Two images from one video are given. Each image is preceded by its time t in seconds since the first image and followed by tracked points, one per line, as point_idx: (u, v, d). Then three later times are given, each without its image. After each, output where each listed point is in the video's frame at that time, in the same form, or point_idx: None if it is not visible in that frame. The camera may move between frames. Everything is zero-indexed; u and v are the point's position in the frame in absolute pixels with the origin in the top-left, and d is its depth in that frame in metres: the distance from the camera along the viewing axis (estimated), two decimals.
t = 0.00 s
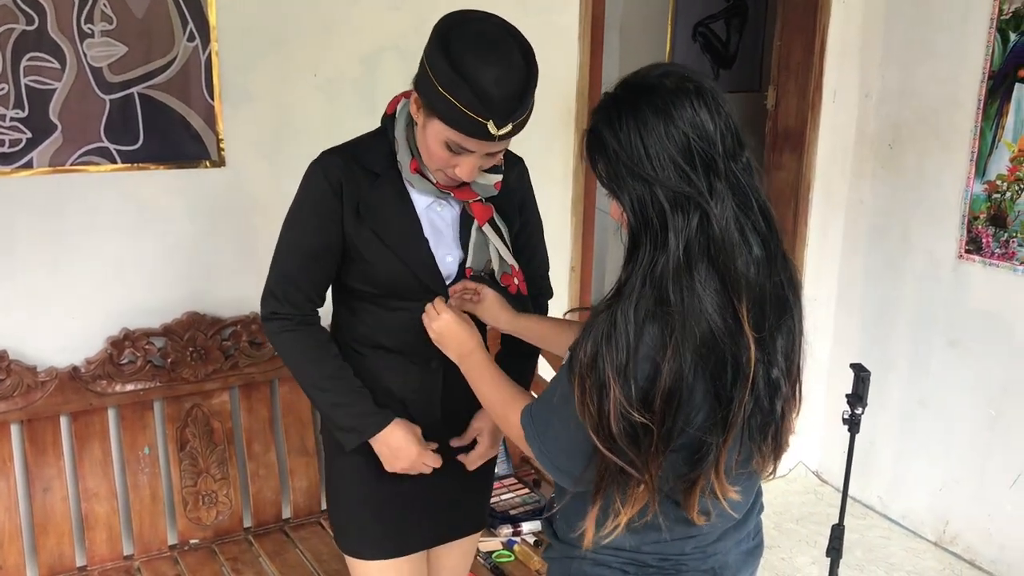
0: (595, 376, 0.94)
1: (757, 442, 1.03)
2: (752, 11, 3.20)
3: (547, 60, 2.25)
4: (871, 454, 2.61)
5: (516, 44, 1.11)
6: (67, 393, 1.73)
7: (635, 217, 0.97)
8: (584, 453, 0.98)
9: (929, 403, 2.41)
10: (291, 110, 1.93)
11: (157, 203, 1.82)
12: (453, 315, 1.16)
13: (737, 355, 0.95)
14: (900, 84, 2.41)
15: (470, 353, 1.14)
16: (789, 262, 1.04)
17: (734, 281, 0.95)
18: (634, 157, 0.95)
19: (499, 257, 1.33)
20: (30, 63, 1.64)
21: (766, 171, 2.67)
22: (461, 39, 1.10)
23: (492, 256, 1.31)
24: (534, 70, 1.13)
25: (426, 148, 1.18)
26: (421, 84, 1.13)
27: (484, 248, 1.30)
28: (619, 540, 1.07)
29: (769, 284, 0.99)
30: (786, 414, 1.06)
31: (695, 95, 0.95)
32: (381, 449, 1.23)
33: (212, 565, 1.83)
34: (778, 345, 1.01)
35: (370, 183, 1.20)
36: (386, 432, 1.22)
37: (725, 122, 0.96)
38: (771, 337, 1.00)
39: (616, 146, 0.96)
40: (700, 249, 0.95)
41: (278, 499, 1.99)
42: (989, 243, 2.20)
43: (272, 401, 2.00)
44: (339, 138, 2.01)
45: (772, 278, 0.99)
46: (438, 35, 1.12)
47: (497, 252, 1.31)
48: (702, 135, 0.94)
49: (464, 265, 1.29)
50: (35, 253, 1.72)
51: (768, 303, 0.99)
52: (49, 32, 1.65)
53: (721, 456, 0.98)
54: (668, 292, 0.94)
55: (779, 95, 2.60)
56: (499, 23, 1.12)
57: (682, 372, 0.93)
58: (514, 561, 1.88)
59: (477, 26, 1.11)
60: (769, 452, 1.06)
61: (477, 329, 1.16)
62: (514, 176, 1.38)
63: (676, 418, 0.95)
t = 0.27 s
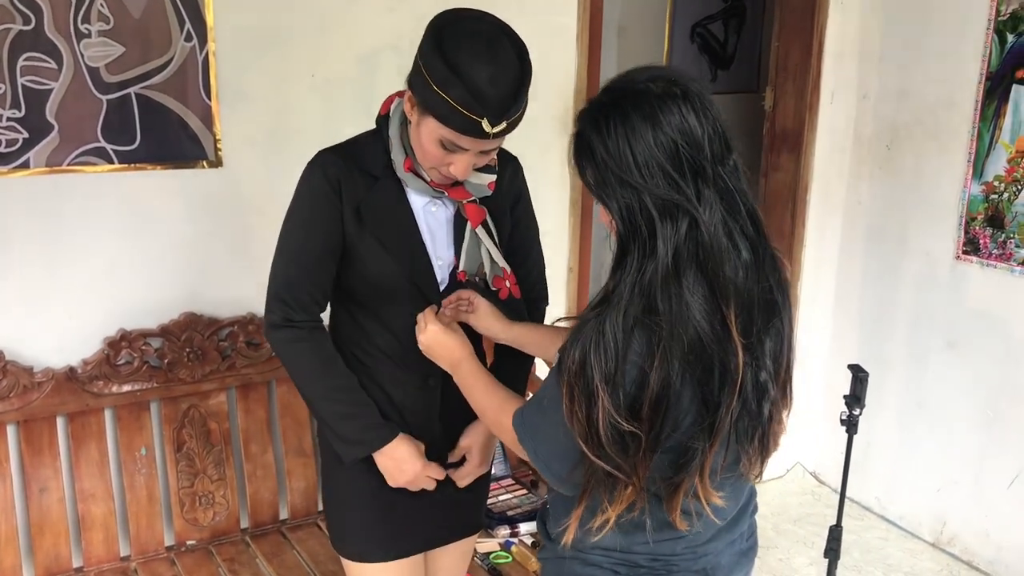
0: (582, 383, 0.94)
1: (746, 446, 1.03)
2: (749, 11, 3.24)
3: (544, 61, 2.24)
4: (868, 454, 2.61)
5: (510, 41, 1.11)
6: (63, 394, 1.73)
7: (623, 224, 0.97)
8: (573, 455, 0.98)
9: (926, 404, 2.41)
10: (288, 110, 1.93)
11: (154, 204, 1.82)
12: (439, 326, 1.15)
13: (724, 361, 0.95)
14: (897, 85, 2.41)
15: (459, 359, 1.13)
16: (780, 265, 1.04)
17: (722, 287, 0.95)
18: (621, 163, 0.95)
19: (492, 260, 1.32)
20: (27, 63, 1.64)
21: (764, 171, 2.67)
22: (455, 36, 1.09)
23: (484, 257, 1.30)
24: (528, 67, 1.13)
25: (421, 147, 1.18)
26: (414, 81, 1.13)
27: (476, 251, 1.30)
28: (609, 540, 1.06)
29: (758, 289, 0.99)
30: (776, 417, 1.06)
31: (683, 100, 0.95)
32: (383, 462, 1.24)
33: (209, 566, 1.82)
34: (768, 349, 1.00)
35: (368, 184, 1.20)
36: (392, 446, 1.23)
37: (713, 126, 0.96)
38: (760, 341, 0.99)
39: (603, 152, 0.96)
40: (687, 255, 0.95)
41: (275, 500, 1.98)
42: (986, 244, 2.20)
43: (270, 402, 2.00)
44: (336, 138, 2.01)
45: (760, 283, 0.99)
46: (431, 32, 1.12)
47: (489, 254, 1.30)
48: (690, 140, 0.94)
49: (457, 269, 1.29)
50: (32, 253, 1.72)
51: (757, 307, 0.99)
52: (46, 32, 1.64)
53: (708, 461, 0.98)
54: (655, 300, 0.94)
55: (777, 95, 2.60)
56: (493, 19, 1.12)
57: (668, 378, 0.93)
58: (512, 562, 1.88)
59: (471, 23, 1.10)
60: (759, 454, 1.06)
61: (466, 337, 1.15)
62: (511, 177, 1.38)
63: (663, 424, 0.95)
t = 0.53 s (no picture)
0: (569, 386, 0.94)
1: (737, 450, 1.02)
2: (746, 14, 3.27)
3: (543, 63, 2.25)
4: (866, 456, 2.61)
5: (505, 39, 1.11)
6: (61, 395, 1.73)
7: (611, 227, 0.97)
8: (561, 457, 0.98)
9: (924, 406, 2.41)
10: (286, 112, 1.93)
11: (152, 205, 1.81)
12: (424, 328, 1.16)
13: (712, 364, 0.95)
14: (896, 87, 2.42)
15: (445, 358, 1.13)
16: (770, 268, 1.03)
17: (710, 289, 0.95)
18: (608, 166, 0.95)
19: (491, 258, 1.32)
20: (25, 64, 1.64)
21: (763, 173, 2.67)
22: (451, 34, 1.10)
23: (483, 256, 1.31)
24: (524, 66, 1.14)
25: (418, 145, 1.18)
26: (411, 79, 1.13)
27: (475, 250, 1.30)
28: (599, 543, 1.06)
29: (746, 291, 0.99)
30: (767, 421, 1.05)
31: (670, 102, 0.95)
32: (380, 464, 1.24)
33: (207, 568, 1.82)
34: (757, 352, 1.00)
35: (364, 183, 1.20)
36: (385, 447, 1.23)
37: (701, 128, 0.96)
38: (749, 345, 0.99)
39: (590, 154, 0.96)
40: (674, 257, 0.95)
41: (273, 502, 1.98)
42: (984, 247, 2.20)
43: (267, 403, 2.00)
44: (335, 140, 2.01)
45: (749, 286, 0.99)
46: (427, 30, 1.12)
47: (487, 252, 1.31)
48: (678, 142, 0.94)
49: (458, 268, 1.29)
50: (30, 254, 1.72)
51: (746, 310, 0.98)
52: (45, 33, 1.64)
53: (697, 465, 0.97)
54: (643, 302, 0.94)
55: (775, 98, 2.59)
56: (490, 18, 1.12)
57: (656, 381, 0.93)
58: (510, 564, 1.87)
59: (467, 21, 1.11)
60: (750, 458, 1.05)
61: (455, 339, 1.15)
62: (509, 180, 1.38)
63: (651, 427, 0.95)
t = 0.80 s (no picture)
0: (561, 384, 0.94)
1: (729, 454, 1.02)
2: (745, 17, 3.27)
3: (542, 65, 2.25)
4: (865, 459, 2.61)
5: (504, 39, 1.11)
6: (59, 396, 1.73)
7: (604, 226, 0.97)
8: (552, 457, 0.98)
9: (923, 409, 2.42)
10: (285, 113, 1.93)
11: (151, 206, 1.81)
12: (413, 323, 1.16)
13: (704, 366, 0.95)
14: (895, 90, 2.42)
15: (433, 353, 1.13)
16: (764, 272, 1.03)
17: (703, 291, 0.95)
18: (603, 165, 0.95)
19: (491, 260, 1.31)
20: (24, 64, 1.63)
21: (762, 176, 2.67)
22: (450, 34, 1.10)
23: (482, 257, 1.30)
24: (523, 65, 1.13)
25: (417, 145, 1.18)
26: (410, 77, 1.13)
27: (474, 250, 1.30)
28: (589, 546, 1.05)
29: (740, 294, 0.98)
30: (759, 425, 1.05)
31: (667, 103, 0.94)
32: (385, 467, 1.23)
33: (204, 570, 1.82)
34: (750, 355, 0.99)
35: (363, 181, 1.20)
36: (391, 452, 1.23)
37: (697, 129, 0.95)
38: (742, 347, 0.99)
39: (585, 153, 0.96)
40: (667, 258, 0.95)
41: (271, 503, 1.98)
42: (983, 250, 2.20)
43: (266, 405, 2.00)
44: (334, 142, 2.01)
45: (742, 288, 0.98)
46: (426, 29, 1.11)
47: (486, 254, 1.30)
48: (673, 143, 0.94)
49: (457, 268, 1.29)
50: (28, 256, 1.71)
51: (739, 312, 0.98)
52: (44, 34, 1.64)
53: (688, 467, 0.97)
54: (635, 302, 0.94)
55: (775, 100, 2.59)
56: (488, 18, 1.12)
57: (648, 382, 0.93)
58: (508, 566, 1.87)
59: (465, 21, 1.10)
60: (742, 462, 1.04)
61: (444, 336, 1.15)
62: (508, 182, 1.38)
63: (642, 428, 0.94)
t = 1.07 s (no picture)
0: (552, 384, 0.94)
1: (722, 458, 1.01)
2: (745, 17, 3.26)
3: (543, 66, 2.25)
4: (863, 461, 2.61)
5: (505, 38, 1.11)
6: (57, 396, 1.72)
7: (596, 226, 0.96)
8: (544, 460, 0.98)
9: (922, 410, 2.41)
10: (285, 113, 1.93)
11: (150, 205, 1.81)
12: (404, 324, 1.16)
13: (696, 368, 0.94)
14: (895, 91, 2.42)
15: (423, 353, 1.13)
16: (759, 275, 1.02)
17: (695, 293, 0.94)
18: (595, 165, 0.94)
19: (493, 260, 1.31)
20: (23, 63, 1.63)
21: (761, 177, 2.67)
22: (452, 32, 1.10)
23: (483, 257, 1.30)
24: (525, 65, 1.13)
25: (417, 143, 1.18)
26: (411, 76, 1.13)
27: (475, 250, 1.30)
28: (579, 548, 1.05)
29: (733, 297, 0.98)
30: (753, 429, 1.04)
31: (661, 103, 0.94)
32: (384, 472, 1.24)
33: (202, 569, 1.81)
34: (742, 358, 0.98)
35: (363, 181, 1.20)
36: (390, 458, 1.23)
37: (691, 130, 0.94)
38: (734, 349, 0.98)
39: (578, 153, 0.95)
40: (658, 259, 0.94)
41: (269, 503, 1.98)
42: (983, 252, 2.20)
43: (265, 405, 1.99)
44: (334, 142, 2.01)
45: (736, 291, 0.98)
46: (428, 28, 1.11)
47: (487, 253, 1.30)
48: (667, 144, 0.93)
49: (458, 267, 1.29)
50: (27, 254, 1.71)
51: (732, 314, 0.97)
52: (43, 33, 1.64)
53: (679, 469, 0.96)
54: (626, 303, 0.94)
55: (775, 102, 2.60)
56: (489, 17, 1.12)
57: (638, 383, 0.92)
58: (506, 567, 1.87)
59: (467, 19, 1.10)
60: (736, 466, 1.03)
61: (435, 337, 1.15)
62: (512, 185, 1.38)
63: (633, 429, 0.94)
